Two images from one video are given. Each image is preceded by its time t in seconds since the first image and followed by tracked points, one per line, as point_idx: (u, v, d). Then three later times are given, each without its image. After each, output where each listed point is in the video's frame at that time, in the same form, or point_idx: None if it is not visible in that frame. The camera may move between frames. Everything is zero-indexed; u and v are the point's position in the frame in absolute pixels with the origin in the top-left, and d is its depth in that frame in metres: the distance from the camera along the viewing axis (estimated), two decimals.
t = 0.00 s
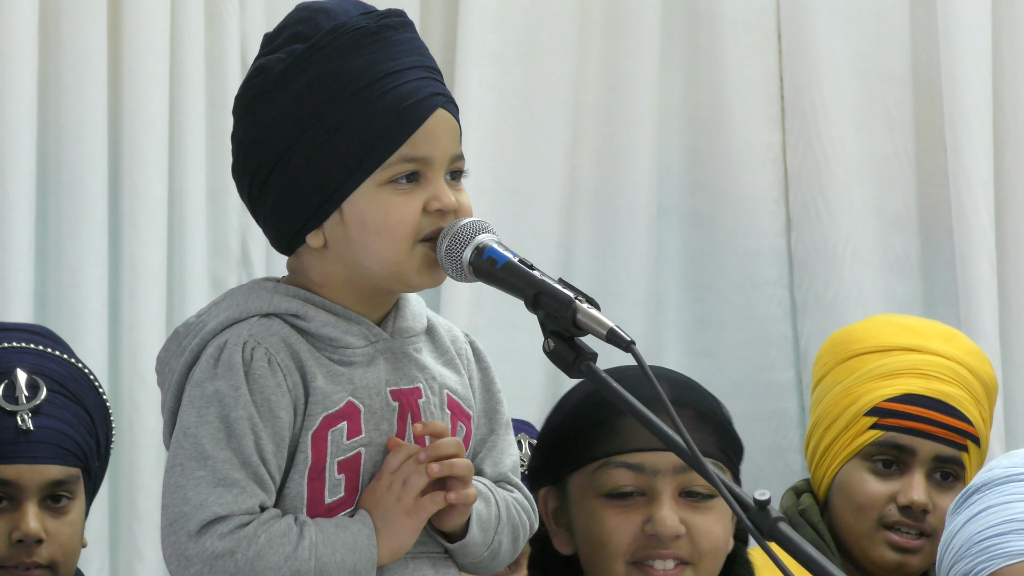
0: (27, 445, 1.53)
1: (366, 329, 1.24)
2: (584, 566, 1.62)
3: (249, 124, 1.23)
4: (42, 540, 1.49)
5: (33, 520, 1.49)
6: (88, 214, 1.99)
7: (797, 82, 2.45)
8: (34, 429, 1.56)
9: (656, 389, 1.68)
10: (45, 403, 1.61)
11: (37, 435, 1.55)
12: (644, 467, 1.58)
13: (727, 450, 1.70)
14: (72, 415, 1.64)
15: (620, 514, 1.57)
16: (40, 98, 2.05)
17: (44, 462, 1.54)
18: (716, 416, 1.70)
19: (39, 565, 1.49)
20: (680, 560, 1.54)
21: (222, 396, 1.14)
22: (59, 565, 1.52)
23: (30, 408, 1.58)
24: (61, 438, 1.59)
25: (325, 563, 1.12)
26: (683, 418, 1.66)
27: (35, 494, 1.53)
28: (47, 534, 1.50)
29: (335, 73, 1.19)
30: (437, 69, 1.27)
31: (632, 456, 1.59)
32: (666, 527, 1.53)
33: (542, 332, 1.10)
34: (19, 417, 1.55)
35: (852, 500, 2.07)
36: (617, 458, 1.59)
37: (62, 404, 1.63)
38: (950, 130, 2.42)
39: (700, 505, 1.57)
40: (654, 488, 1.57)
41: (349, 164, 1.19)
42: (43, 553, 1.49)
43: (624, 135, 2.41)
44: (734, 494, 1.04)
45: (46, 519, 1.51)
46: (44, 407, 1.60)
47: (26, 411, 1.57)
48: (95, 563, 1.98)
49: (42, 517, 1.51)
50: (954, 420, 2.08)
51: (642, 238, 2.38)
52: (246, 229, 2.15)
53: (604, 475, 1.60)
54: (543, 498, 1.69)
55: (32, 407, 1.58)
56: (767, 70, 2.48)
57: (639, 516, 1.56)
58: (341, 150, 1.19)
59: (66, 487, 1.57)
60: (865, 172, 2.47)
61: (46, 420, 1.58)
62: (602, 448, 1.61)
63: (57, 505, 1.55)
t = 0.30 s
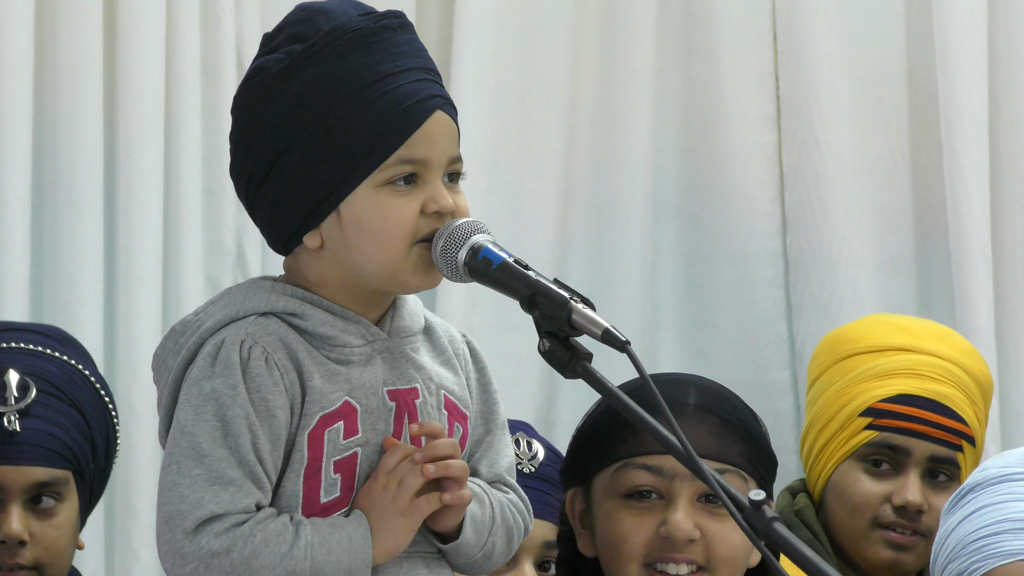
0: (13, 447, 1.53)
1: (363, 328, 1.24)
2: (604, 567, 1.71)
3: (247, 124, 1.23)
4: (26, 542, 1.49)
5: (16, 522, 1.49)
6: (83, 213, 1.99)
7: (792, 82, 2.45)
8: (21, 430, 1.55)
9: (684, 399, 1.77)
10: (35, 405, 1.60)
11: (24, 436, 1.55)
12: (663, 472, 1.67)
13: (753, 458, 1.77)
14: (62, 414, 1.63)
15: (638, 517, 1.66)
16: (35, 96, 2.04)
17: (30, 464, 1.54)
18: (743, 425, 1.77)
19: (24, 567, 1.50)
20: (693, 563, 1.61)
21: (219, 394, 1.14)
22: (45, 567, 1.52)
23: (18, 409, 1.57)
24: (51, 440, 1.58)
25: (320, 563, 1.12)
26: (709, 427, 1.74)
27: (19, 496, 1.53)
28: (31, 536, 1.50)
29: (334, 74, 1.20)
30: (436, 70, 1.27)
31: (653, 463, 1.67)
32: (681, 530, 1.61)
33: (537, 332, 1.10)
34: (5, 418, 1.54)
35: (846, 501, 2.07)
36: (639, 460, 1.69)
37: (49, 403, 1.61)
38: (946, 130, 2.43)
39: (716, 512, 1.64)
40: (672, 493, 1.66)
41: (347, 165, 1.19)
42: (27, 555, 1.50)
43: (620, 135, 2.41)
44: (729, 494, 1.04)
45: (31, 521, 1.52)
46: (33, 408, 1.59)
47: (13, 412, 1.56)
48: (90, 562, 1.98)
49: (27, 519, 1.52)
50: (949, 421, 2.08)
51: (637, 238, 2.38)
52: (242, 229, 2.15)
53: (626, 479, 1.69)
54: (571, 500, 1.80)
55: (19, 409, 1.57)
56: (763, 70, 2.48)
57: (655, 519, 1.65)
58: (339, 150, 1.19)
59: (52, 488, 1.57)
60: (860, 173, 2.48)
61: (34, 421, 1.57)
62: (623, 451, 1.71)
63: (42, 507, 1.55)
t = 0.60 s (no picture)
0: (11, 447, 1.53)
1: (360, 330, 1.24)
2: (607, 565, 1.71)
3: (245, 125, 1.23)
4: (21, 543, 1.49)
5: (12, 522, 1.49)
6: (80, 214, 1.98)
7: (789, 83, 2.45)
8: (19, 431, 1.55)
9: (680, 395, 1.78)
10: (34, 406, 1.60)
11: (20, 437, 1.55)
12: (661, 463, 1.67)
13: (750, 451, 1.76)
14: (62, 415, 1.63)
15: (636, 510, 1.67)
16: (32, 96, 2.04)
17: (27, 465, 1.54)
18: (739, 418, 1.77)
19: (20, 568, 1.50)
20: (693, 554, 1.62)
21: (216, 395, 1.14)
22: (41, 567, 1.52)
23: (17, 410, 1.57)
24: (48, 441, 1.58)
25: (316, 564, 1.12)
26: (705, 419, 1.74)
27: (16, 497, 1.53)
28: (27, 537, 1.50)
29: (333, 76, 1.20)
30: (436, 73, 1.27)
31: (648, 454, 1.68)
32: (679, 521, 1.61)
33: (533, 332, 1.10)
34: (4, 419, 1.54)
35: (842, 502, 2.07)
36: (636, 452, 1.70)
37: (50, 406, 1.62)
38: (943, 131, 2.43)
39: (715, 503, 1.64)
40: (670, 484, 1.66)
41: (346, 167, 1.19)
42: (23, 555, 1.49)
43: (617, 135, 2.41)
44: (726, 495, 1.04)
45: (27, 522, 1.52)
46: (33, 408, 1.59)
47: (12, 412, 1.56)
48: (87, 563, 1.98)
49: (23, 520, 1.52)
50: (945, 422, 2.09)
51: (634, 238, 2.38)
52: (239, 230, 2.15)
53: (623, 473, 1.70)
54: (572, 501, 1.81)
55: (17, 410, 1.57)
56: (760, 71, 2.48)
57: (653, 511, 1.65)
58: (337, 152, 1.19)
59: (49, 490, 1.57)
60: (857, 174, 2.48)
61: (32, 422, 1.57)
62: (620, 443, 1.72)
63: (38, 509, 1.55)
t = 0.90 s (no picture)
0: (4, 449, 1.53)
1: (356, 331, 1.24)
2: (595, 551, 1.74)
3: (244, 125, 1.22)
4: (15, 545, 1.49)
5: (6, 523, 1.49)
6: (74, 214, 1.98)
7: (785, 83, 2.46)
8: (12, 433, 1.55)
9: (667, 385, 1.79)
10: (26, 407, 1.59)
11: (13, 438, 1.55)
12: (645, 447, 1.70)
13: (739, 439, 1.77)
14: (55, 417, 1.62)
15: (620, 493, 1.69)
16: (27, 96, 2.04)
17: (20, 466, 1.54)
18: (727, 404, 1.78)
19: (15, 569, 1.50)
20: (676, 538, 1.64)
21: (212, 396, 1.14)
22: (36, 568, 1.52)
23: (9, 412, 1.56)
24: (41, 443, 1.57)
25: (312, 565, 1.12)
26: (694, 406, 1.75)
27: (11, 499, 1.53)
28: (22, 538, 1.50)
29: (334, 79, 1.19)
30: (436, 76, 1.27)
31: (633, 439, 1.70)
32: (661, 503, 1.62)
33: (530, 332, 1.10)
34: None
35: (838, 503, 2.07)
36: (622, 438, 1.73)
37: (43, 407, 1.61)
38: (938, 131, 2.43)
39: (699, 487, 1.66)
40: (654, 467, 1.69)
41: (345, 170, 1.19)
42: (17, 557, 1.49)
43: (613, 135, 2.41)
44: (722, 495, 1.04)
45: (21, 524, 1.52)
46: (25, 410, 1.59)
47: (3, 415, 1.56)
48: (82, 564, 1.97)
49: (17, 521, 1.52)
50: (942, 423, 2.09)
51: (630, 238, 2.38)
52: (234, 230, 2.15)
53: (610, 457, 1.74)
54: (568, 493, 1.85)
55: (11, 411, 1.57)
56: (755, 71, 2.49)
57: (637, 494, 1.67)
58: (336, 155, 1.19)
59: (43, 491, 1.57)
60: (852, 174, 2.48)
61: (24, 423, 1.57)
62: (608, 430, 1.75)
63: (33, 511, 1.55)
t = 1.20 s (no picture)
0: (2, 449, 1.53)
1: (350, 332, 1.24)
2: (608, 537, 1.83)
3: (238, 127, 1.23)
4: (12, 544, 1.49)
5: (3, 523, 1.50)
6: (71, 215, 1.98)
7: (780, 83, 2.46)
8: (8, 433, 1.55)
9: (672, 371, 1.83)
10: (21, 406, 1.59)
11: (9, 438, 1.54)
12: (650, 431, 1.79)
13: (747, 424, 1.81)
14: (49, 416, 1.62)
15: (627, 478, 1.78)
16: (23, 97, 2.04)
17: (17, 466, 1.54)
18: (731, 389, 1.82)
19: (11, 569, 1.50)
20: (681, 520, 1.71)
21: (207, 398, 1.14)
22: (33, 568, 1.52)
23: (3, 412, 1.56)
24: (38, 442, 1.57)
25: (306, 566, 1.12)
26: (699, 391, 1.80)
27: (8, 498, 1.53)
28: (18, 538, 1.50)
29: (327, 80, 1.20)
30: (430, 77, 1.27)
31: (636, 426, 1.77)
32: (666, 485, 1.70)
33: (525, 332, 1.10)
34: None
35: (836, 503, 2.07)
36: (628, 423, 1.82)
37: (38, 407, 1.61)
38: (934, 131, 2.43)
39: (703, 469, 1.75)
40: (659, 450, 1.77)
41: (339, 172, 1.19)
42: (14, 557, 1.50)
43: (609, 135, 2.41)
44: (717, 495, 1.04)
45: (17, 523, 1.52)
46: (20, 409, 1.59)
47: None
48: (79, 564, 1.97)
49: (14, 521, 1.52)
50: (939, 423, 2.09)
51: (626, 238, 2.38)
52: (230, 231, 2.15)
53: (617, 441, 1.82)
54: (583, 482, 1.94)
55: (5, 411, 1.56)
56: (751, 71, 2.49)
57: (643, 477, 1.76)
58: (330, 156, 1.19)
59: (40, 491, 1.57)
60: (849, 173, 2.48)
61: (19, 423, 1.57)
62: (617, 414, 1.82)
63: (28, 511, 1.55)
